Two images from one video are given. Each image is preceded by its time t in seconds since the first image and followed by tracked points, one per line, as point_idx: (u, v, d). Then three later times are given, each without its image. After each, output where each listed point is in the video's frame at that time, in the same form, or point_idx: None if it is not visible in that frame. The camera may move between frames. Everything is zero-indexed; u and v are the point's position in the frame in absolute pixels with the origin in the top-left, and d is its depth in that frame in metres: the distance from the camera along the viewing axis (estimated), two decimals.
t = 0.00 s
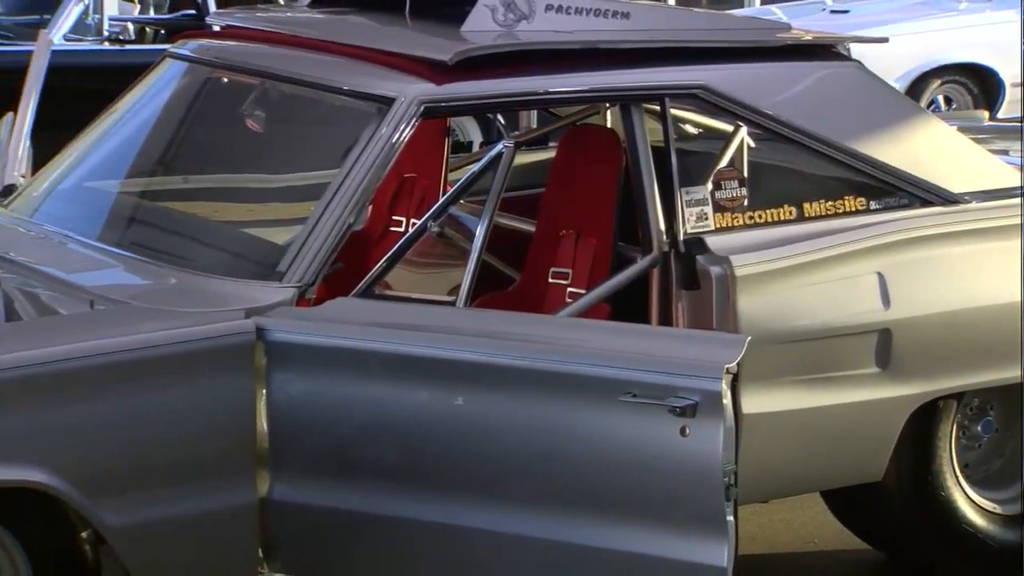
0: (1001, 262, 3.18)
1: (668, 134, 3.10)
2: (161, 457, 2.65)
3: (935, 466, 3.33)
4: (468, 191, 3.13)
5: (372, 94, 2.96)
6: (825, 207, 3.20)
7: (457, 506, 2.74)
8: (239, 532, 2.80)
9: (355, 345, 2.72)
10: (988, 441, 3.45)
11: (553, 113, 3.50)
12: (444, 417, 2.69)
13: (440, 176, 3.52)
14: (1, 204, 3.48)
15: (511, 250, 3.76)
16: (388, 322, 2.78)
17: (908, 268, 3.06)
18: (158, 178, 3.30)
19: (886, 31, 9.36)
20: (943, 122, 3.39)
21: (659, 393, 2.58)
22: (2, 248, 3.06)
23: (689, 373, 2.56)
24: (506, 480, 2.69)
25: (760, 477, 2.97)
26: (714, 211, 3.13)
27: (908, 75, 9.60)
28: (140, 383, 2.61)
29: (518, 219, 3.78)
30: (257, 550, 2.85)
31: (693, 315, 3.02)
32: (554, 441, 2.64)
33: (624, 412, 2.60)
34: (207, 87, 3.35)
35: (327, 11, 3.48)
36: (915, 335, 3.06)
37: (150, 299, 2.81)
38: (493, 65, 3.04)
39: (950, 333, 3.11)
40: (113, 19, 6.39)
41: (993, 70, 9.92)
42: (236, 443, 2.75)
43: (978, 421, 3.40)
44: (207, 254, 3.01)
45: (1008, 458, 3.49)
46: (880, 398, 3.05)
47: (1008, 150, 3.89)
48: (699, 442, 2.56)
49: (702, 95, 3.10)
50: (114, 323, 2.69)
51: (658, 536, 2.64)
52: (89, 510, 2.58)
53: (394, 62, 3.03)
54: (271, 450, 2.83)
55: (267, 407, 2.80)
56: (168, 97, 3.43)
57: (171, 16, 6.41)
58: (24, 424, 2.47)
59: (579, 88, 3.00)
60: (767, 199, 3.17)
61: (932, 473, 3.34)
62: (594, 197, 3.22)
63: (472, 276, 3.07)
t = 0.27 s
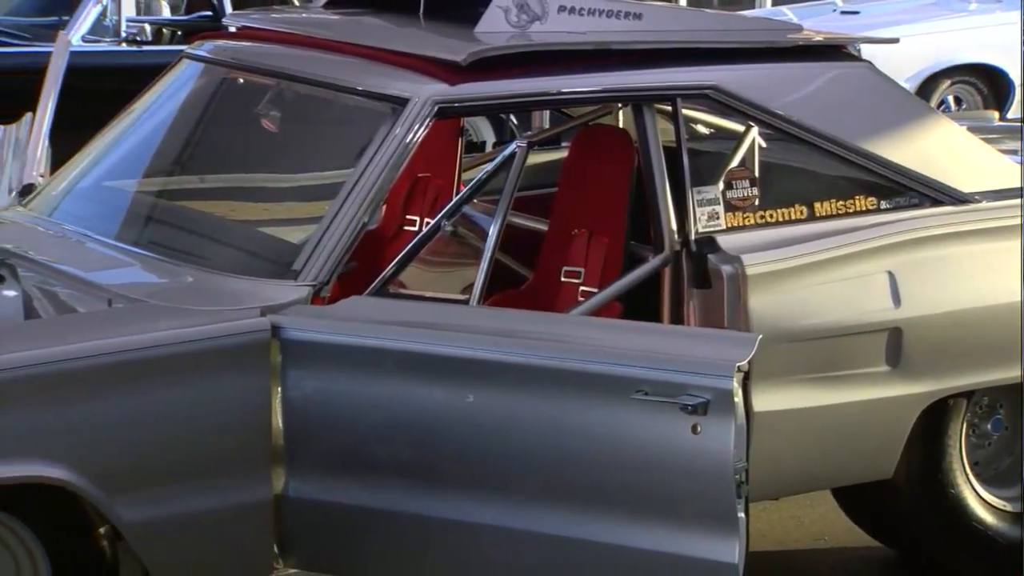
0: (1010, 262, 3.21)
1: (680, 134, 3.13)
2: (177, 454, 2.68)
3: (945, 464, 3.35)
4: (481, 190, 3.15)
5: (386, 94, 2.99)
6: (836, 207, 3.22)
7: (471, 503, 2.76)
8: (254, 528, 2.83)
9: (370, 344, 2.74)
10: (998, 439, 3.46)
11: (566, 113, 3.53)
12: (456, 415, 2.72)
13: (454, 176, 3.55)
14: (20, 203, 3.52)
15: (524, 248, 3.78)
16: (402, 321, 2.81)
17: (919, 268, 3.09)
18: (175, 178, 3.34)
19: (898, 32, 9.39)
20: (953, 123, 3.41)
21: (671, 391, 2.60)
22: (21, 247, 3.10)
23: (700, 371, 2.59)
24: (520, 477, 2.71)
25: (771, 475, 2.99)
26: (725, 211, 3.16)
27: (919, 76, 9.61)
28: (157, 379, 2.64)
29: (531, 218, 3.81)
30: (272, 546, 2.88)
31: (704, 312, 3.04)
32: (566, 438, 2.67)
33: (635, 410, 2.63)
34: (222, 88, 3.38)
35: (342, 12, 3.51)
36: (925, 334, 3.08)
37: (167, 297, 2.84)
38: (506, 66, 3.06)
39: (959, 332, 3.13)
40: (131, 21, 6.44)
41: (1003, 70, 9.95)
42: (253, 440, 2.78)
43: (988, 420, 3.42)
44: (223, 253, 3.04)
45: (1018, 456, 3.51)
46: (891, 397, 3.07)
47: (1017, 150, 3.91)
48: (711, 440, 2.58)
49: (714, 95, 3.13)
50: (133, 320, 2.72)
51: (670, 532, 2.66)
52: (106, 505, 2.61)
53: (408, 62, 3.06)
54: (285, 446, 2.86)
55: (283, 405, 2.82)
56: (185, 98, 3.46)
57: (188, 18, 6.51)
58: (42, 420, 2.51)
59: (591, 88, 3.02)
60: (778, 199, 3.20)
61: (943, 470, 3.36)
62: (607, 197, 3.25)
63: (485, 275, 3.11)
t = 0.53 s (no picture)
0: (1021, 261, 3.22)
1: (693, 134, 3.16)
2: (194, 451, 2.70)
3: (957, 461, 3.37)
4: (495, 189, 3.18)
5: (401, 94, 3.01)
6: (848, 206, 3.24)
7: (485, 500, 2.77)
8: (270, 524, 2.85)
9: (385, 341, 2.76)
10: (1010, 437, 3.45)
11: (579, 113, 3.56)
12: (469, 413, 2.73)
13: (468, 176, 3.58)
14: (39, 202, 3.55)
15: (539, 247, 3.81)
16: (416, 319, 2.82)
17: (930, 266, 3.11)
18: (192, 178, 3.36)
19: (911, 32, 9.41)
20: (964, 122, 3.43)
21: (684, 389, 2.61)
22: (42, 245, 3.14)
23: (712, 368, 2.60)
24: (533, 474, 2.73)
25: (783, 473, 3.00)
26: (737, 210, 3.18)
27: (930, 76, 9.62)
28: (174, 376, 2.66)
29: (546, 218, 3.83)
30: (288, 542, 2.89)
31: (717, 310, 3.06)
32: (579, 435, 2.68)
33: (648, 407, 2.64)
34: (239, 88, 3.41)
35: (357, 12, 3.54)
36: (937, 332, 3.10)
37: (185, 295, 2.87)
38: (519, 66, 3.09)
39: (970, 330, 3.15)
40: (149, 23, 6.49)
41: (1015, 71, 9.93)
42: (269, 436, 2.81)
43: (1000, 418, 3.40)
44: (240, 251, 3.06)
45: None
46: (903, 395, 3.09)
47: None
48: (723, 438, 2.59)
49: (726, 95, 3.15)
50: (151, 317, 2.75)
51: (683, 530, 2.66)
52: (124, 501, 2.63)
53: (423, 62, 3.08)
54: (301, 443, 2.88)
55: (299, 401, 2.85)
56: (202, 98, 3.49)
57: (204, 19, 6.55)
58: (62, 416, 2.53)
59: (603, 88, 3.04)
60: (790, 199, 3.22)
61: (955, 468, 3.38)
62: (620, 196, 3.27)
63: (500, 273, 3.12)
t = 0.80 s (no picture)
0: None
1: (707, 133, 3.17)
2: (211, 448, 2.72)
3: (971, 460, 3.38)
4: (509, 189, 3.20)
5: (418, 94, 3.03)
6: (862, 204, 3.25)
7: (500, 496, 2.78)
8: (287, 520, 2.87)
9: (400, 339, 2.77)
10: None
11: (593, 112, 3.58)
12: (484, 410, 2.74)
13: (483, 175, 3.60)
14: (58, 201, 3.59)
15: (554, 247, 3.82)
16: (432, 317, 2.83)
17: (943, 265, 3.12)
18: (209, 177, 3.38)
19: (925, 31, 9.50)
20: (978, 121, 3.44)
21: (698, 387, 2.61)
22: (60, 244, 3.18)
23: (726, 367, 2.60)
24: (548, 473, 2.74)
25: (797, 470, 3.01)
26: (751, 208, 3.19)
27: (942, 75, 9.63)
28: (191, 374, 2.68)
29: (561, 216, 3.84)
30: (304, 538, 2.91)
31: (731, 310, 3.07)
32: (594, 433, 2.69)
33: (662, 405, 2.64)
34: (257, 88, 3.44)
35: (374, 12, 3.56)
36: (951, 331, 3.11)
37: (201, 293, 2.89)
38: (534, 65, 3.10)
39: (983, 329, 3.16)
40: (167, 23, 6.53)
41: None
42: (284, 433, 2.82)
43: (1014, 416, 3.39)
44: (256, 249, 3.08)
45: None
46: (917, 393, 3.10)
47: None
48: (736, 436, 2.60)
49: (742, 94, 3.16)
50: (170, 315, 2.77)
51: (697, 527, 2.68)
52: (142, 498, 2.65)
53: (439, 62, 3.10)
54: (317, 440, 2.89)
55: (315, 398, 2.86)
56: (219, 98, 3.52)
57: (222, 18, 6.59)
58: (80, 413, 2.55)
59: (618, 88, 3.06)
60: (804, 197, 3.23)
61: (969, 466, 3.39)
62: (635, 195, 3.30)
63: (514, 272, 3.15)
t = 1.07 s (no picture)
0: None
1: (722, 131, 3.19)
2: (228, 444, 2.74)
3: (985, 458, 3.38)
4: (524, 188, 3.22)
5: (433, 93, 3.05)
6: (876, 203, 3.25)
7: (516, 493, 2.79)
8: (304, 517, 2.88)
9: (416, 337, 2.78)
10: None
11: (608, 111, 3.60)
12: (498, 407, 2.75)
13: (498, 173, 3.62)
14: (76, 199, 3.61)
15: (570, 245, 3.84)
16: (447, 315, 2.84)
17: (957, 263, 3.14)
18: (226, 176, 3.40)
19: (939, 30, 9.48)
20: (992, 120, 3.45)
21: (713, 385, 2.62)
22: (79, 242, 3.18)
23: (741, 365, 2.61)
24: (563, 471, 2.75)
25: (812, 469, 3.01)
26: (766, 207, 3.20)
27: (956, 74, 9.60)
28: (208, 371, 2.69)
29: (575, 215, 3.86)
30: (320, 534, 2.92)
31: (744, 308, 3.10)
32: (610, 430, 2.70)
33: (677, 402, 2.65)
34: (272, 87, 3.46)
35: (390, 12, 3.58)
36: (964, 329, 3.13)
37: (218, 291, 2.90)
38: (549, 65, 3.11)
39: (996, 326, 3.18)
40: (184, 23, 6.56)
41: None
42: (300, 430, 2.83)
43: None
44: (273, 247, 3.10)
45: None
46: (930, 391, 3.11)
47: None
48: (751, 434, 2.60)
49: (757, 93, 3.16)
50: (187, 312, 2.79)
51: (712, 525, 2.68)
52: (160, 494, 2.66)
53: (455, 61, 3.11)
54: (333, 437, 2.90)
55: (330, 395, 2.87)
56: (235, 97, 3.54)
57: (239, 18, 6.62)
58: (98, 410, 2.56)
59: (632, 87, 3.07)
60: (819, 196, 3.23)
61: (983, 465, 3.39)
62: (649, 194, 3.32)
63: (530, 270, 3.17)
